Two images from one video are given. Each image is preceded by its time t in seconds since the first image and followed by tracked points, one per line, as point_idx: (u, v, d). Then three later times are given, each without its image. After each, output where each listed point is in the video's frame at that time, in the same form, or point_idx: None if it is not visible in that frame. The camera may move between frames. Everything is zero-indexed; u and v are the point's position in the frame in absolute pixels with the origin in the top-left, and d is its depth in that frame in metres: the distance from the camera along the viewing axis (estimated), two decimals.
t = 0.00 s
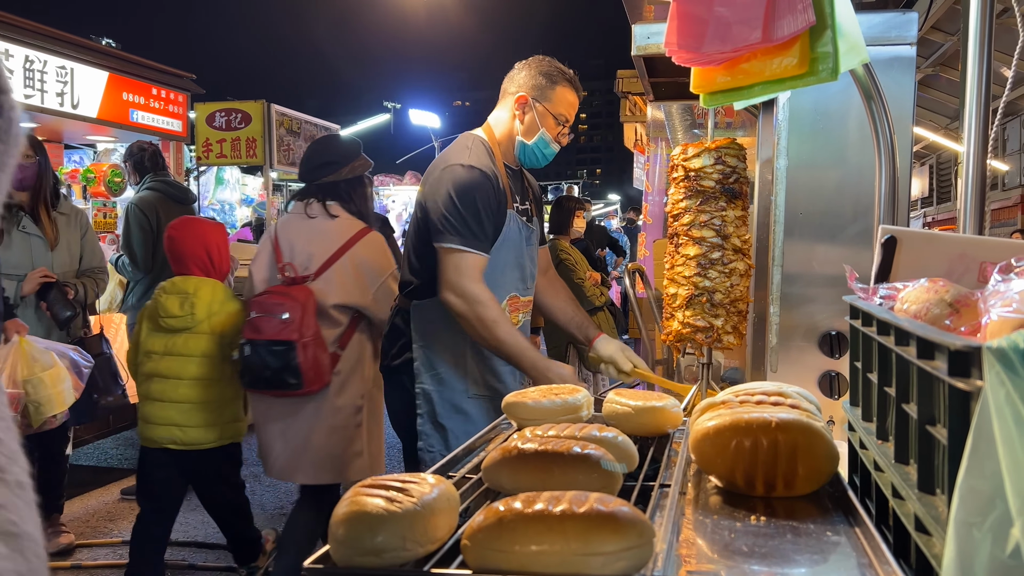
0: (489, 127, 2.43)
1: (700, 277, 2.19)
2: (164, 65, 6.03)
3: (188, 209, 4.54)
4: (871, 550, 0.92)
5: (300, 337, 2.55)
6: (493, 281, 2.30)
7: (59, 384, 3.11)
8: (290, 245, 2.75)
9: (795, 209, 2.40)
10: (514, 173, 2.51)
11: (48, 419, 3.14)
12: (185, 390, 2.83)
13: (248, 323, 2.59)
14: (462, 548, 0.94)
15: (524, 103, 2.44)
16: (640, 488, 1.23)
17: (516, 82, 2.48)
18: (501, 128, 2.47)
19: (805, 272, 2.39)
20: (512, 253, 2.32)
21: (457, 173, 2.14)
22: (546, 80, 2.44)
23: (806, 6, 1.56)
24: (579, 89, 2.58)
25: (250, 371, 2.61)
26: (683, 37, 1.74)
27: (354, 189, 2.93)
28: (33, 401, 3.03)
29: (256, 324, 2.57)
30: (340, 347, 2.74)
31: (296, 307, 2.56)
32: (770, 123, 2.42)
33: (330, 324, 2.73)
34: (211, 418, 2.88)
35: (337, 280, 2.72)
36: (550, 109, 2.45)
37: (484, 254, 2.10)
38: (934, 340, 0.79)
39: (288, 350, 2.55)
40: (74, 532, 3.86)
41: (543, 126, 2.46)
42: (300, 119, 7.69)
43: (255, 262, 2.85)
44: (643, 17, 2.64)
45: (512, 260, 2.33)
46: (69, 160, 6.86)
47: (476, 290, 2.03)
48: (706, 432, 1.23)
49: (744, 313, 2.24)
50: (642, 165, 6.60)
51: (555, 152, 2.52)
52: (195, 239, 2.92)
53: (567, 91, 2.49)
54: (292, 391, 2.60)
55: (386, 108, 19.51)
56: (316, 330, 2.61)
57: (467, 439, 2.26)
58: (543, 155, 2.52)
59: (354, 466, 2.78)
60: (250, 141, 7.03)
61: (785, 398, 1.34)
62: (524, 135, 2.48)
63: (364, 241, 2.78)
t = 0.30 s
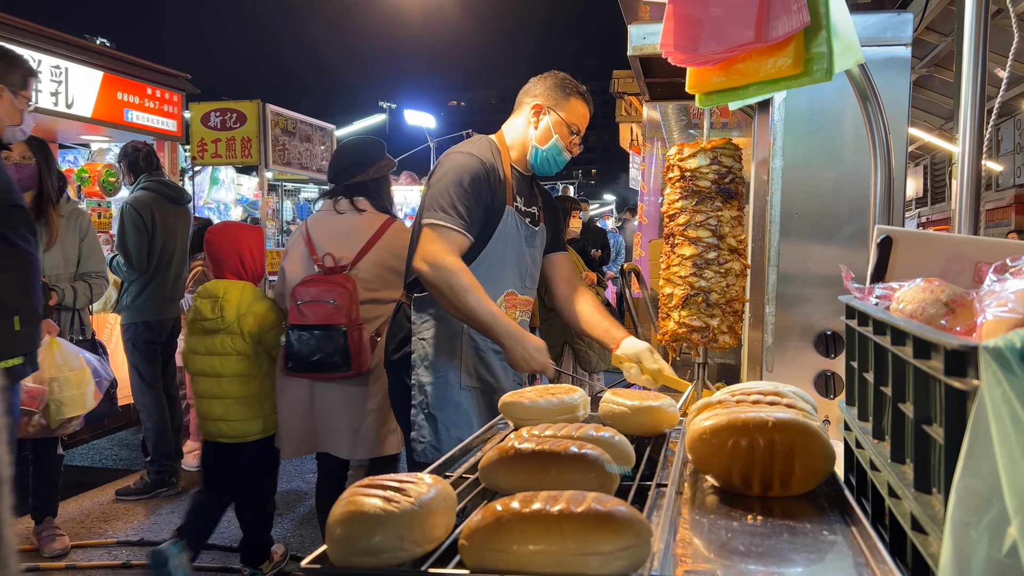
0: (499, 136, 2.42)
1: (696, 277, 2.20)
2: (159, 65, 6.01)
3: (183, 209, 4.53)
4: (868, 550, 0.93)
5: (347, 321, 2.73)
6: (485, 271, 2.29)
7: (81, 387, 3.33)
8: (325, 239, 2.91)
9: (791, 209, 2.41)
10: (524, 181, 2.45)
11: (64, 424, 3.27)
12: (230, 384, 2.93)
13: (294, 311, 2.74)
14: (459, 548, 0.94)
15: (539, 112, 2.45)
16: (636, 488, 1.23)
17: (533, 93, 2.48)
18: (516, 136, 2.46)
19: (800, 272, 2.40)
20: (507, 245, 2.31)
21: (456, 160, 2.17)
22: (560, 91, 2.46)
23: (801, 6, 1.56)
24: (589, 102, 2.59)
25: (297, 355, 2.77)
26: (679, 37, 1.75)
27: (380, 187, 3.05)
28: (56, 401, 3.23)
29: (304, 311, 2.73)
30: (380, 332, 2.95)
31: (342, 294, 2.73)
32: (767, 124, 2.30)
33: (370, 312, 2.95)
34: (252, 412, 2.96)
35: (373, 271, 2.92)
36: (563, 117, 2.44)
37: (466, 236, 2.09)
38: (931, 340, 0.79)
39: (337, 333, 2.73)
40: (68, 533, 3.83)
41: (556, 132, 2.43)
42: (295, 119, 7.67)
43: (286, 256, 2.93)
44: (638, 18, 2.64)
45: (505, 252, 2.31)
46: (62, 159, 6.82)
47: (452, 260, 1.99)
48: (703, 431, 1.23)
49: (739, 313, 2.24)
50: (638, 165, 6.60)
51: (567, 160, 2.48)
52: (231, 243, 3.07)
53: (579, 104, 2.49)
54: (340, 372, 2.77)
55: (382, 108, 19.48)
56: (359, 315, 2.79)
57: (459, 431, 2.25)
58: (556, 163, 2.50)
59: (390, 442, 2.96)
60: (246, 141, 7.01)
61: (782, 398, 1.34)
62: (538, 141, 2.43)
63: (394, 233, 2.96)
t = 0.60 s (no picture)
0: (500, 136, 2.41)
1: (692, 276, 2.20)
2: (154, 65, 5.98)
3: (177, 209, 4.51)
4: (863, 550, 0.92)
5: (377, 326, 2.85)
6: (478, 267, 2.27)
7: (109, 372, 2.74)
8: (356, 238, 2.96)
9: (787, 209, 2.41)
10: (522, 180, 2.40)
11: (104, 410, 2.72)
12: (247, 376, 3.05)
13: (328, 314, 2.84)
14: (454, 549, 0.93)
15: (537, 113, 2.46)
16: (631, 488, 1.22)
17: (534, 95, 2.50)
18: (514, 136, 2.46)
19: (796, 272, 2.40)
20: (500, 242, 2.29)
21: (449, 153, 2.19)
22: (558, 92, 2.45)
23: (799, 6, 1.56)
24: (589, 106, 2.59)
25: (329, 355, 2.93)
26: (676, 37, 1.74)
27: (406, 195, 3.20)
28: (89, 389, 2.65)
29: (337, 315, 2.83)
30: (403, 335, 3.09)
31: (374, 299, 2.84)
32: (762, 122, 2.41)
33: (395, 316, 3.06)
34: (258, 401, 3.07)
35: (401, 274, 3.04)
36: (560, 118, 2.44)
37: (442, 224, 2.10)
38: (927, 339, 0.79)
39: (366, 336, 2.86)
40: (62, 533, 3.81)
41: (552, 133, 2.43)
42: (291, 118, 7.64)
43: (314, 256, 2.98)
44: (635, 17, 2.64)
45: (498, 248, 2.29)
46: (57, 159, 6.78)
47: (423, 239, 2.02)
48: (699, 431, 1.23)
49: (735, 313, 2.24)
50: (634, 164, 6.61)
51: (563, 161, 2.49)
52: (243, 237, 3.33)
53: (579, 106, 2.49)
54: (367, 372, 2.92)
55: (378, 108, 19.45)
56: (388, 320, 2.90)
57: (454, 422, 2.23)
58: (553, 163, 2.49)
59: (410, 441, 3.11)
60: (241, 140, 6.98)
61: (777, 398, 1.34)
62: (535, 141, 2.43)
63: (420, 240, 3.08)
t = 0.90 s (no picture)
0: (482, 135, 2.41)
1: (688, 276, 2.19)
2: (150, 64, 5.94)
3: (172, 208, 4.48)
4: (861, 548, 0.92)
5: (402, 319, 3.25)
6: (478, 269, 2.27)
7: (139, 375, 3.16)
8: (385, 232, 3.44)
9: (783, 208, 2.41)
10: (513, 179, 2.44)
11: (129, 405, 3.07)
12: (264, 368, 3.34)
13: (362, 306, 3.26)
14: (450, 548, 0.92)
15: (520, 111, 2.43)
16: (628, 486, 1.22)
17: (519, 92, 2.46)
18: (498, 135, 2.44)
19: (792, 271, 2.40)
20: (501, 244, 2.29)
21: (443, 164, 2.17)
22: (540, 88, 2.42)
23: (795, 4, 1.56)
24: (577, 103, 2.54)
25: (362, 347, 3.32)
26: (674, 34, 1.73)
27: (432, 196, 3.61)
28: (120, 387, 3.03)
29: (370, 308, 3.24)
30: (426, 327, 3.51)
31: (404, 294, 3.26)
32: (759, 122, 2.39)
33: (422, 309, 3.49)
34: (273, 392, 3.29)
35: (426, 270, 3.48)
36: (542, 115, 2.40)
37: (454, 235, 2.10)
38: (925, 337, 0.78)
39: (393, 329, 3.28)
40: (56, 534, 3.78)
41: (534, 131, 2.38)
42: (287, 117, 7.61)
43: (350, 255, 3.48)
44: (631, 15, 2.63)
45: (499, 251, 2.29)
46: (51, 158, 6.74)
47: (437, 257, 2.03)
48: (696, 430, 1.22)
49: (732, 312, 2.24)
50: (630, 164, 6.62)
51: (548, 157, 2.43)
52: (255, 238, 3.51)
53: (562, 101, 2.43)
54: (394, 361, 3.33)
55: (374, 107, 19.40)
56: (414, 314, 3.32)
57: (453, 418, 2.22)
58: (537, 160, 2.45)
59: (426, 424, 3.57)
60: (236, 139, 6.96)
61: (774, 397, 1.34)
62: (517, 140, 2.40)
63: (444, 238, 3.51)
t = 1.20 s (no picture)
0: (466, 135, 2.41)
1: (684, 276, 2.19)
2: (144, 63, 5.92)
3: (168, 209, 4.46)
4: (860, 550, 0.92)
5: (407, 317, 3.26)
6: (468, 270, 2.27)
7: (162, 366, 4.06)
8: (394, 231, 3.42)
9: (780, 209, 2.41)
10: (500, 178, 2.44)
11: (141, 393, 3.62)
12: (283, 366, 3.59)
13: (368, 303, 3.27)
14: (447, 550, 0.92)
15: (499, 110, 2.43)
16: (626, 488, 1.21)
17: (497, 90, 2.46)
18: (481, 134, 2.45)
19: (789, 271, 2.41)
20: (492, 243, 2.28)
21: (428, 168, 2.15)
22: (517, 85, 2.41)
23: (793, 4, 1.56)
24: (557, 96, 2.53)
25: (366, 344, 3.34)
26: (671, 37, 1.73)
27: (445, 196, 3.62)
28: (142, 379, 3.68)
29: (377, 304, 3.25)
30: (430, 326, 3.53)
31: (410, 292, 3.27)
32: (756, 122, 2.34)
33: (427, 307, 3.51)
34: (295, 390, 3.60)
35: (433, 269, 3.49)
36: (521, 112, 2.40)
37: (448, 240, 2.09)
38: (925, 337, 0.78)
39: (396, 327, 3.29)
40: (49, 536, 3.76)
41: (514, 129, 2.39)
42: (282, 118, 7.59)
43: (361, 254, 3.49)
44: (628, 15, 2.63)
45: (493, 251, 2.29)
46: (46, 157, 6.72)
47: (433, 267, 2.01)
48: (693, 431, 1.22)
49: (728, 312, 2.24)
50: (627, 164, 6.63)
51: (532, 154, 2.43)
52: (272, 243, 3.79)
53: (541, 96, 2.42)
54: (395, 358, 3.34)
55: (370, 107, 19.36)
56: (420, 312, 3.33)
57: (464, 420, 2.22)
58: (522, 157, 2.45)
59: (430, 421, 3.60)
60: (232, 140, 6.94)
61: (771, 397, 1.34)
62: (499, 139, 2.41)
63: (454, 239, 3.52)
